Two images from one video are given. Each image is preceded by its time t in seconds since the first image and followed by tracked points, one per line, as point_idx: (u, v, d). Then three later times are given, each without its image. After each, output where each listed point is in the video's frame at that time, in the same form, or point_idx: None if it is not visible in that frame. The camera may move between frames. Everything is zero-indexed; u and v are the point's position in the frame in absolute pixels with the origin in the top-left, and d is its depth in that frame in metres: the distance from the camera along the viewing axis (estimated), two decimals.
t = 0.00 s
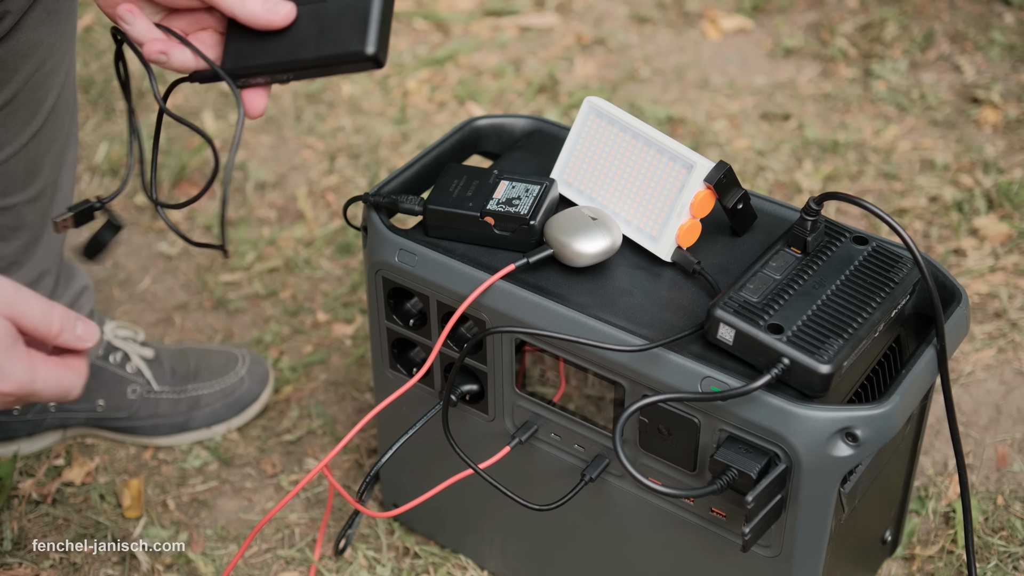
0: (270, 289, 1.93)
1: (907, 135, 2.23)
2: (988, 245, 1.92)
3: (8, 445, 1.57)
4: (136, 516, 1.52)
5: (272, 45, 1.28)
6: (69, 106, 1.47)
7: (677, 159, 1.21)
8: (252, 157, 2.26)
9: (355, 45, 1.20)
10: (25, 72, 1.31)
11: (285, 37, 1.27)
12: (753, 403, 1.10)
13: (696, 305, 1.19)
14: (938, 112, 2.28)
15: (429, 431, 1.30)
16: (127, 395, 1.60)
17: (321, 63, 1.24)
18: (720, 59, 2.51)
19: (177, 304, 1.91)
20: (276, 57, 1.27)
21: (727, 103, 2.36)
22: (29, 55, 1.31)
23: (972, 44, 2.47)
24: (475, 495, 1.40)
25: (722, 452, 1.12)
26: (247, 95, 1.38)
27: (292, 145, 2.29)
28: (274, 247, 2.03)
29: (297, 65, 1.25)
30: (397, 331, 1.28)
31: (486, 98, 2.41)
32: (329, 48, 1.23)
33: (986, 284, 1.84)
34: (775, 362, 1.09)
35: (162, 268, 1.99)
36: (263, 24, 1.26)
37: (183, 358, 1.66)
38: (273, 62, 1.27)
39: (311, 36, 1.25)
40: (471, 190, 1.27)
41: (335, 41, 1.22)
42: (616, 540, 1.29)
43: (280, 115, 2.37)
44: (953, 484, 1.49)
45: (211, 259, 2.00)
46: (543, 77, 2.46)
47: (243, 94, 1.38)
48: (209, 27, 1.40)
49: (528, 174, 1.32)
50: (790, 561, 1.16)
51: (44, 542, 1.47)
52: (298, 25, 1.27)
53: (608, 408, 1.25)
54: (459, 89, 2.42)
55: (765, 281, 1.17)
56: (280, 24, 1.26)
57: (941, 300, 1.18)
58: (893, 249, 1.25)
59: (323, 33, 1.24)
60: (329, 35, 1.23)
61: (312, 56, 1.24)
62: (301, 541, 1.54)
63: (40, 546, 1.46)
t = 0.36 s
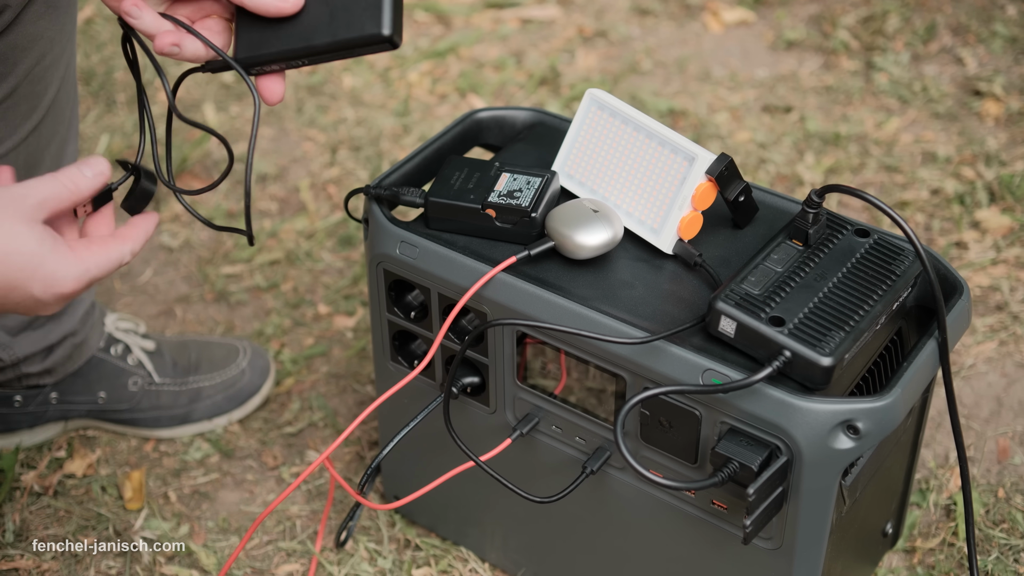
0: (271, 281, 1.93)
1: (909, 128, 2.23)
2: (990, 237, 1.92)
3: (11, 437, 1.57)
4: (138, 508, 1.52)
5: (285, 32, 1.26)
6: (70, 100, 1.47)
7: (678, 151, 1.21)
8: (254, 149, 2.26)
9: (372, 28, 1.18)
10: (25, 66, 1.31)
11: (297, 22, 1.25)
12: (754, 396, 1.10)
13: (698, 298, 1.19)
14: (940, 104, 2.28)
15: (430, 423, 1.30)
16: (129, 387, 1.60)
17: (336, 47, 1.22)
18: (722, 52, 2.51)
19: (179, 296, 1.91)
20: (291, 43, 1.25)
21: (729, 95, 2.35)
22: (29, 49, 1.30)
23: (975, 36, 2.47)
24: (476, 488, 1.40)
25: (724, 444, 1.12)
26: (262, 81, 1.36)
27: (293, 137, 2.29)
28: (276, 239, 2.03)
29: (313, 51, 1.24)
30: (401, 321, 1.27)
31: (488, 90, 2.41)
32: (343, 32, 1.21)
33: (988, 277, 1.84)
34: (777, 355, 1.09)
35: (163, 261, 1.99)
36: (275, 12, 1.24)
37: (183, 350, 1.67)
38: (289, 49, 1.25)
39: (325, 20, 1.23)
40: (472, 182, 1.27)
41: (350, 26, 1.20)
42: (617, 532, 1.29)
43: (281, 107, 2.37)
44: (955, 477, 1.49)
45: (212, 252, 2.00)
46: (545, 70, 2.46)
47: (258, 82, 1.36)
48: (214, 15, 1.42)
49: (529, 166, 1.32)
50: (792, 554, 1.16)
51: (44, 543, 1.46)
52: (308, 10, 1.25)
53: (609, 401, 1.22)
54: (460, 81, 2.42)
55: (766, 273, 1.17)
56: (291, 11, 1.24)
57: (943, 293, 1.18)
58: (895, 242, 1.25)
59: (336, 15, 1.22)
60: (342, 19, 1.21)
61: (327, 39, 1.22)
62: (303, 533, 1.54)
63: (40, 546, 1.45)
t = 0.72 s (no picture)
0: (273, 277, 1.93)
1: (910, 124, 2.23)
2: (992, 234, 1.91)
3: (12, 433, 1.58)
4: (140, 504, 1.52)
5: None
6: (72, 93, 1.47)
7: (680, 147, 1.21)
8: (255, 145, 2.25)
9: None
10: (28, 58, 1.31)
11: None
12: (756, 392, 1.10)
13: (699, 294, 1.19)
14: (942, 100, 2.28)
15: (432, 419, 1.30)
16: (130, 382, 1.60)
17: None
18: (724, 47, 2.51)
19: (180, 291, 1.91)
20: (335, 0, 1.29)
21: (731, 91, 2.35)
22: (33, 42, 1.30)
23: (977, 32, 2.46)
24: (477, 483, 1.40)
25: (725, 440, 1.12)
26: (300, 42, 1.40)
27: (295, 133, 2.29)
28: (277, 235, 2.03)
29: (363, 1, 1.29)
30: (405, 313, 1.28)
31: (489, 86, 2.40)
32: None
33: (989, 273, 1.84)
34: (778, 351, 1.09)
35: (164, 256, 1.99)
36: None
37: (185, 346, 1.66)
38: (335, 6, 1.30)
39: None
40: (474, 177, 1.27)
41: None
42: (619, 528, 1.29)
43: (282, 103, 2.37)
44: (956, 473, 1.49)
45: (213, 247, 2.00)
46: (546, 65, 2.45)
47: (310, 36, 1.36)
48: None
49: (531, 161, 1.32)
50: (793, 550, 1.16)
51: (44, 543, 1.45)
52: None
53: (611, 397, 1.21)
54: (462, 76, 2.42)
55: (768, 269, 1.17)
56: None
57: (944, 289, 1.18)
58: (897, 238, 1.25)
59: None
60: None
61: None
62: (304, 529, 1.54)
63: (40, 547, 1.44)
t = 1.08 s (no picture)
0: (278, 277, 1.93)
1: (916, 125, 2.22)
2: (998, 235, 1.91)
3: (17, 432, 1.58)
4: (145, 503, 1.53)
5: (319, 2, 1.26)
6: (80, 93, 1.48)
7: (685, 148, 1.21)
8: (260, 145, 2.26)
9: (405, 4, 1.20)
10: (36, 58, 1.31)
11: None
12: (761, 393, 1.10)
13: (704, 295, 1.19)
14: (948, 101, 2.27)
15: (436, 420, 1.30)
16: (135, 382, 1.60)
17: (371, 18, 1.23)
18: (729, 48, 2.51)
19: (185, 291, 1.91)
20: (327, 15, 1.26)
21: (736, 92, 2.35)
22: (40, 42, 1.30)
23: (983, 33, 2.46)
24: (482, 484, 1.40)
25: (730, 441, 1.12)
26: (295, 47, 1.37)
27: (300, 133, 2.29)
28: (282, 235, 2.03)
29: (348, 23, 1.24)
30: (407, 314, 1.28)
31: (494, 86, 2.40)
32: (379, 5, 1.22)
33: (995, 274, 1.84)
34: (783, 352, 1.09)
35: (170, 256, 1.99)
36: None
37: (191, 346, 1.67)
38: (324, 22, 1.26)
39: None
40: (479, 178, 1.27)
41: None
42: (623, 529, 1.29)
43: (287, 103, 2.37)
44: (961, 475, 1.49)
45: (219, 247, 2.00)
46: (551, 66, 2.45)
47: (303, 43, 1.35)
48: None
49: (536, 162, 1.32)
50: (798, 552, 1.16)
51: (44, 543, 1.45)
52: None
53: (616, 397, 1.22)
54: (467, 77, 2.42)
55: (773, 270, 1.17)
56: None
57: (950, 290, 1.18)
58: (902, 239, 1.24)
59: None
60: None
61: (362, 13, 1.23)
62: (309, 529, 1.54)
63: (40, 547, 1.44)
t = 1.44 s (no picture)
0: (289, 277, 1.93)
1: (928, 128, 2.22)
2: (1009, 239, 1.91)
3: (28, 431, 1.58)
4: (155, 502, 1.53)
5: None
6: (88, 89, 1.48)
7: (697, 150, 1.21)
8: (272, 145, 2.26)
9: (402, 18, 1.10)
10: (47, 51, 1.32)
11: None
12: (772, 397, 1.10)
13: (715, 297, 1.19)
14: (960, 105, 2.27)
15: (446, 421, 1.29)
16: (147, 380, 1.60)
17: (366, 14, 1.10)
18: (740, 50, 2.50)
19: (196, 291, 1.92)
20: None
21: (748, 94, 2.35)
22: (51, 35, 1.32)
23: (996, 37, 2.46)
24: (492, 486, 1.40)
25: (741, 444, 1.12)
26: None
27: (311, 133, 2.29)
28: (293, 235, 2.03)
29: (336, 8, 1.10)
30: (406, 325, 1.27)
31: (506, 88, 2.40)
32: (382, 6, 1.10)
33: (1007, 279, 1.83)
34: (795, 356, 1.09)
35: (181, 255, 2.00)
36: None
37: (202, 345, 1.67)
38: None
39: None
40: (490, 179, 1.27)
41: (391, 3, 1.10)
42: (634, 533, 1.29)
43: (299, 103, 2.37)
44: (972, 480, 1.48)
45: (230, 247, 2.01)
46: (563, 67, 2.45)
47: None
48: None
49: (548, 164, 1.32)
50: (808, 556, 1.16)
51: (45, 542, 1.45)
52: None
53: (625, 400, 1.26)
54: (478, 78, 2.42)
55: (784, 273, 1.17)
56: None
57: (962, 294, 1.18)
58: (914, 243, 1.24)
59: None
60: None
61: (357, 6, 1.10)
62: (318, 529, 1.55)
63: (41, 546, 1.44)
